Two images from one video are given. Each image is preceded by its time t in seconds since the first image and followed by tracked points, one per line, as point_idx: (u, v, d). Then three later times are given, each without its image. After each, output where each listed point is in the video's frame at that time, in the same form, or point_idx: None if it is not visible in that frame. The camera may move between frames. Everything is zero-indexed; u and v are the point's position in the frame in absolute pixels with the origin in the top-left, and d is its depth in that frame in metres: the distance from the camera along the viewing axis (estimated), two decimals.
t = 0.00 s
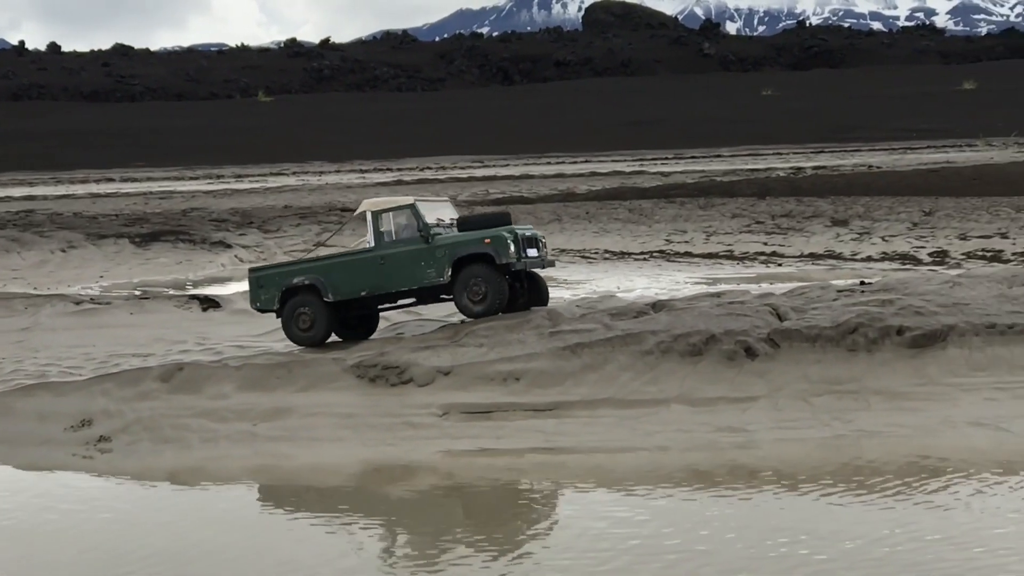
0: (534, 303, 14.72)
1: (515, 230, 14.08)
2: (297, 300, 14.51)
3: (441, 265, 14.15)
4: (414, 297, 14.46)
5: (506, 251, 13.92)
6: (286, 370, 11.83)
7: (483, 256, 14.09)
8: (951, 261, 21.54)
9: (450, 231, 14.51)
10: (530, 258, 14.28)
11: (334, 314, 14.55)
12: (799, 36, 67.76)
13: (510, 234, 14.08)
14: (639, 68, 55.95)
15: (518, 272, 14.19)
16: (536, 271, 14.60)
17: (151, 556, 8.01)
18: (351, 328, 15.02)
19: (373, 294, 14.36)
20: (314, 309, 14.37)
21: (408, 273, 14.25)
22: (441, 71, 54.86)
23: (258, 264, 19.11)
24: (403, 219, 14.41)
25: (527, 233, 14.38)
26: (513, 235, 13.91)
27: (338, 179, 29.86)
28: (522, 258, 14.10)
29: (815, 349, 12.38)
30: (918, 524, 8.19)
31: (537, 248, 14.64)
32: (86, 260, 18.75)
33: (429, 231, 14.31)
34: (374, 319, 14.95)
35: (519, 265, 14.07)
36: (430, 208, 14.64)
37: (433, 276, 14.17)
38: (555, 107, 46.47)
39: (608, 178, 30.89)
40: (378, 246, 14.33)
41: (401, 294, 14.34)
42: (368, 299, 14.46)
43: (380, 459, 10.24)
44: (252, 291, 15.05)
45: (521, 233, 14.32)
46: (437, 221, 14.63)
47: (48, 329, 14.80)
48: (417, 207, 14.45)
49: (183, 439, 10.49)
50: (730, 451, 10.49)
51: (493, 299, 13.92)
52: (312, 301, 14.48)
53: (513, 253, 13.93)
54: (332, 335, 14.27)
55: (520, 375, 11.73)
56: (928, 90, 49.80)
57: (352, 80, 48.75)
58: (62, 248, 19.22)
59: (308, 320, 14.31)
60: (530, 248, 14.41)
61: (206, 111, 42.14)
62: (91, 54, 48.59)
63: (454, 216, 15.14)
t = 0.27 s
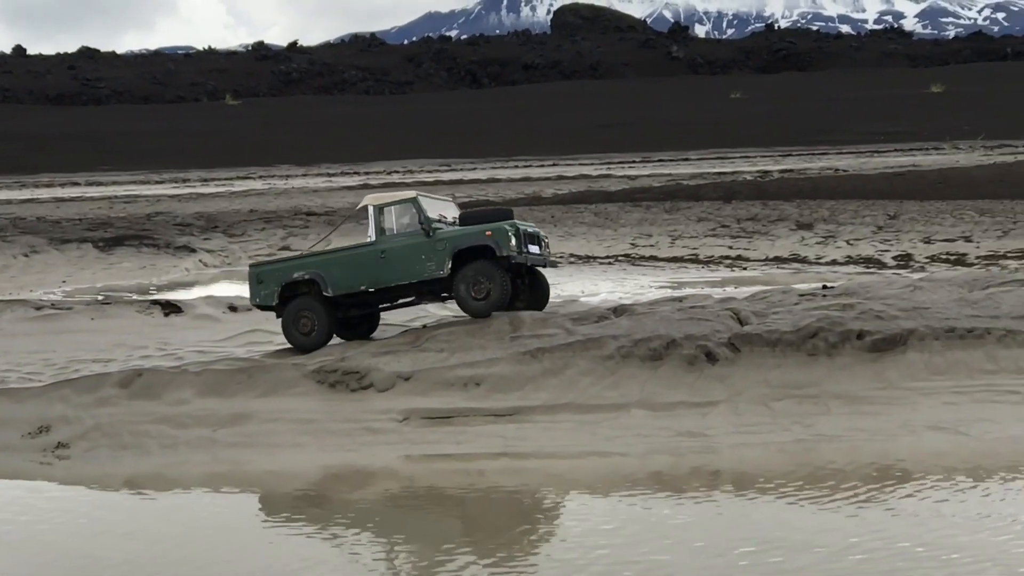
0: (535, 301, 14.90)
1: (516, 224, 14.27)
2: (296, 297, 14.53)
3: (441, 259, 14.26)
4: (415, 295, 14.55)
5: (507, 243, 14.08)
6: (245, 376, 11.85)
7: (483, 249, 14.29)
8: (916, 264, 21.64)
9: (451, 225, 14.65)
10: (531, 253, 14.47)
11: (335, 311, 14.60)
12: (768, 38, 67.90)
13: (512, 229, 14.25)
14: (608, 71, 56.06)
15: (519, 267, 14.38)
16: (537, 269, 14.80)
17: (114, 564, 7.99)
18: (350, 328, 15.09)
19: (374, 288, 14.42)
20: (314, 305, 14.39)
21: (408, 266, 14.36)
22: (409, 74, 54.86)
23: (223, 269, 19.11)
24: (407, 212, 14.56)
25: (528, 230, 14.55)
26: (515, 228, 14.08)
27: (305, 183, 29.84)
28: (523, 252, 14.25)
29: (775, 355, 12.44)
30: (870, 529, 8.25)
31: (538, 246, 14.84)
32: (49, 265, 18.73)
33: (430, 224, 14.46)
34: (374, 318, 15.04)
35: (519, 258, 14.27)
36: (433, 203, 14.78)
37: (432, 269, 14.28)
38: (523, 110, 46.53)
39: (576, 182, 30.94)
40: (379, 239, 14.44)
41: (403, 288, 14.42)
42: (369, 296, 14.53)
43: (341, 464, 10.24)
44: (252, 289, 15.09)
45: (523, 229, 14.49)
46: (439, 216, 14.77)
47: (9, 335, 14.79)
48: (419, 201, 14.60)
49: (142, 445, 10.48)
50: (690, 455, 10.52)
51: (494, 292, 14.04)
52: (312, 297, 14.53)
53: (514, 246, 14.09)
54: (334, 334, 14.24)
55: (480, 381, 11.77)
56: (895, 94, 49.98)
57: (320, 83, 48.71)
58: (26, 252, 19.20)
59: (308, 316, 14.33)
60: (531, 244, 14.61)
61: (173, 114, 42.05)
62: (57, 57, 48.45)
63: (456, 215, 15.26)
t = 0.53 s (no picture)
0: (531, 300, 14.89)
1: (511, 225, 14.24)
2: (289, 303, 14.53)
3: (435, 263, 14.25)
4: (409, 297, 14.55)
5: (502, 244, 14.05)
6: (199, 384, 11.86)
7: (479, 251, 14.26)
8: (874, 269, 21.74)
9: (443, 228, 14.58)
10: (526, 253, 14.44)
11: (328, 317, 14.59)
12: (730, 44, 68.09)
13: (506, 229, 14.22)
14: (571, 76, 56.14)
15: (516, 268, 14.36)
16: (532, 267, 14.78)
17: None
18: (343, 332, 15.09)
19: (368, 293, 14.41)
20: (307, 310, 14.40)
21: (402, 271, 14.33)
22: (371, 79, 54.79)
23: (180, 276, 19.07)
24: (398, 216, 14.48)
25: (522, 229, 14.50)
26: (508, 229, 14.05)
27: (265, 189, 29.80)
28: (519, 252, 14.23)
29: (730, 361, 12.48)
30: (825, 536, 8.31)
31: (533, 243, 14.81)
32: (5, 272, 18.66)
33: (423, 228, 14.39)
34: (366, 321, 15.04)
35: (516, 260, 14.24)
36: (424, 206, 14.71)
37: (428, 272, 14.27)
38: (486, 115, 46.55)
39: (537, 187, 30.94)
40: (374, 243, 14.39)
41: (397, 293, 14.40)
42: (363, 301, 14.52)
43: (295, 472, 10.24)
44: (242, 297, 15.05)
45: (517, 228, 14.44)
46: (430, 218, 14.70)
47: None
48: (409, 205, 14.52)
49: (94, 454, 10.47)
50: (645, 461, 10.55)
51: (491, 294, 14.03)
52: (306, 304, 14.50)
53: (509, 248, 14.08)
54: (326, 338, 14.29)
55: (435, 388, 11.79)
56: (857, 99, 50.21)
57: (282, 89, 48.63)
58: None
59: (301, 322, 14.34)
60: (527, 244, 14.56)
61: (134, 119, 41.93)
62: (16, 62, 48.25)
63: (448, 215, 15.20)
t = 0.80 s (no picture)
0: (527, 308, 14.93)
1: (512, 237, 14.20)
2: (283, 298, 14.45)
3: (434, 270, 14.23)
4: (405, 300, 14.51)
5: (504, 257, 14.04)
6: (153, 389, 11.86)
7: (479, 262, 14.25)
8: (833, 272, 21.83)
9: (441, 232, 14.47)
10: (527, 265, 14.40)
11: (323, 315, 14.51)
12: (693, 46, 68.24)
13: (509, 242, 14.20)
14: (533, 78, 56.18)
15: (515, 279, 14.36)
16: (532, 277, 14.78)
17: None
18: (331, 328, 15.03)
19: (363, 295, 14.36)
20: (301, 309, 14.35)
21: (400, 276, 14.28)
22: (333, 81, 54.72)
23: (139, 280, 19.01)
24: (399, 219, 14.34)
25: (524, 240, 14.47)
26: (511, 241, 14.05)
27: (225, 192, 29.74)
28: (520, 265, 14.22)
29: (686, 365, 12.52)
30: (779, 544, 8.35)
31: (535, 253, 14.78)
32: None
33: (424, 233, 14.30)
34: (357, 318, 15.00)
35: (516, 272, 14.23)
36: (424, 208, 14.57)
37: (426, 280, 14.23)
38: (448, 117, 46.54)
39: (498, 190, 30.95)
40: (373, 246, 14.30)
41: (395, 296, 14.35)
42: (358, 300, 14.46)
43: (249, 476, 10.23)
44: (233, 288, 14.86)
45: (519, 240, 14.41)
46: (429, 222, 14.57)
47: None
48: (410, 209, 14.37)
49: (46, 460, 10.44)
50: (599, 465, 10.57)
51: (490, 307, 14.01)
52: (302, 302, 14.39)
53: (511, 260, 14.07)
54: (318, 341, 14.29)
55: (390, 393, 11.81)
56: (818, 101, 50.40)
57: (243, 90, 48.53)
58: None
59: (294, 321, 14.29)
60: (529, 256, 14.53)
61: (94, 121, 41.78)
62: None
63: (446, 216, 15.07)
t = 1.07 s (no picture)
0: (527, 308, 14.71)
1: (511, 236, 13.98)
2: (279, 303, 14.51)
3: (432, 271, 14.04)
4: (403, 304, 14.39)
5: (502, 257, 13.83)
6: (108, 402, 11.88)
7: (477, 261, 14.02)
8: (794, 281, 21.90)
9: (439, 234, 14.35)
10: (525, 265, 14.17)
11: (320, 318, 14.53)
12: (659, 54, 68.40)
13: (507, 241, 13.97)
14: (499, 86, 56.24)
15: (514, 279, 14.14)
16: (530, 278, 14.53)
17: None
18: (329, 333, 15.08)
19: (359, 299, 14.28)
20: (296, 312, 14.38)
21: (397, 278, 14.14)
22: (298, 90, 54.67)
23: (99, 290, 18.98)
24: (396, 221, 14.23)
25: (522, 240, 14.27)
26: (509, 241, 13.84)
27: (187, 201, 29.69)
28: (519, 265, 13.99)
29: (643, 375, 12.56)
30: (734, 555, 8.37)
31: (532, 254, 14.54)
32: None
33: (420, 235, 14.17)
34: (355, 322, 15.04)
35: (515, 272, 13.99)
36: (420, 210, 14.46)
37: (423, 282, 14.06)
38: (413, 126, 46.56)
39: (462, 199, 30.94)
40: (368, 249, 14.22)
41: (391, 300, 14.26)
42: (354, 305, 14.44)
43: (204, 488, 10.22)
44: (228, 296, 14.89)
45: (517, 239, 14.21)
46: (426, 224, 14.47)
47: None
48: (407, 210, 14.26)
49: None
50: (554, 475, 10.59)
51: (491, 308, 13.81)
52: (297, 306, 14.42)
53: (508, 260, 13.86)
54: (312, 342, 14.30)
55: (347, 404, 11.82)
56: (783, 109, 50.57)
57: (208, 99, 48.46)
58: None
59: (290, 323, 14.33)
60: (527, 256, 14.33)
61: (57, 130, 41.67)
62: None
63: (444, 219, 14.98)
